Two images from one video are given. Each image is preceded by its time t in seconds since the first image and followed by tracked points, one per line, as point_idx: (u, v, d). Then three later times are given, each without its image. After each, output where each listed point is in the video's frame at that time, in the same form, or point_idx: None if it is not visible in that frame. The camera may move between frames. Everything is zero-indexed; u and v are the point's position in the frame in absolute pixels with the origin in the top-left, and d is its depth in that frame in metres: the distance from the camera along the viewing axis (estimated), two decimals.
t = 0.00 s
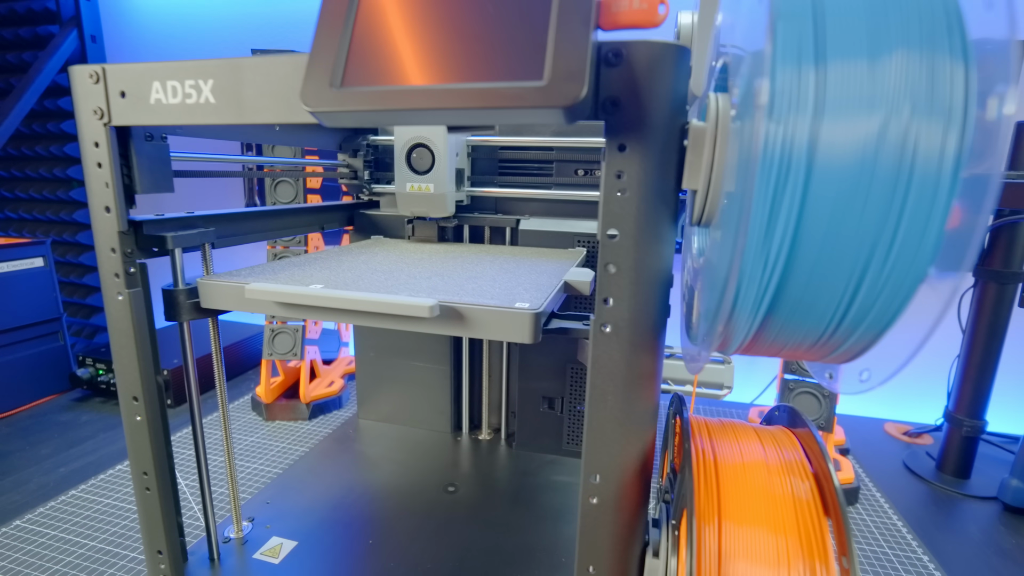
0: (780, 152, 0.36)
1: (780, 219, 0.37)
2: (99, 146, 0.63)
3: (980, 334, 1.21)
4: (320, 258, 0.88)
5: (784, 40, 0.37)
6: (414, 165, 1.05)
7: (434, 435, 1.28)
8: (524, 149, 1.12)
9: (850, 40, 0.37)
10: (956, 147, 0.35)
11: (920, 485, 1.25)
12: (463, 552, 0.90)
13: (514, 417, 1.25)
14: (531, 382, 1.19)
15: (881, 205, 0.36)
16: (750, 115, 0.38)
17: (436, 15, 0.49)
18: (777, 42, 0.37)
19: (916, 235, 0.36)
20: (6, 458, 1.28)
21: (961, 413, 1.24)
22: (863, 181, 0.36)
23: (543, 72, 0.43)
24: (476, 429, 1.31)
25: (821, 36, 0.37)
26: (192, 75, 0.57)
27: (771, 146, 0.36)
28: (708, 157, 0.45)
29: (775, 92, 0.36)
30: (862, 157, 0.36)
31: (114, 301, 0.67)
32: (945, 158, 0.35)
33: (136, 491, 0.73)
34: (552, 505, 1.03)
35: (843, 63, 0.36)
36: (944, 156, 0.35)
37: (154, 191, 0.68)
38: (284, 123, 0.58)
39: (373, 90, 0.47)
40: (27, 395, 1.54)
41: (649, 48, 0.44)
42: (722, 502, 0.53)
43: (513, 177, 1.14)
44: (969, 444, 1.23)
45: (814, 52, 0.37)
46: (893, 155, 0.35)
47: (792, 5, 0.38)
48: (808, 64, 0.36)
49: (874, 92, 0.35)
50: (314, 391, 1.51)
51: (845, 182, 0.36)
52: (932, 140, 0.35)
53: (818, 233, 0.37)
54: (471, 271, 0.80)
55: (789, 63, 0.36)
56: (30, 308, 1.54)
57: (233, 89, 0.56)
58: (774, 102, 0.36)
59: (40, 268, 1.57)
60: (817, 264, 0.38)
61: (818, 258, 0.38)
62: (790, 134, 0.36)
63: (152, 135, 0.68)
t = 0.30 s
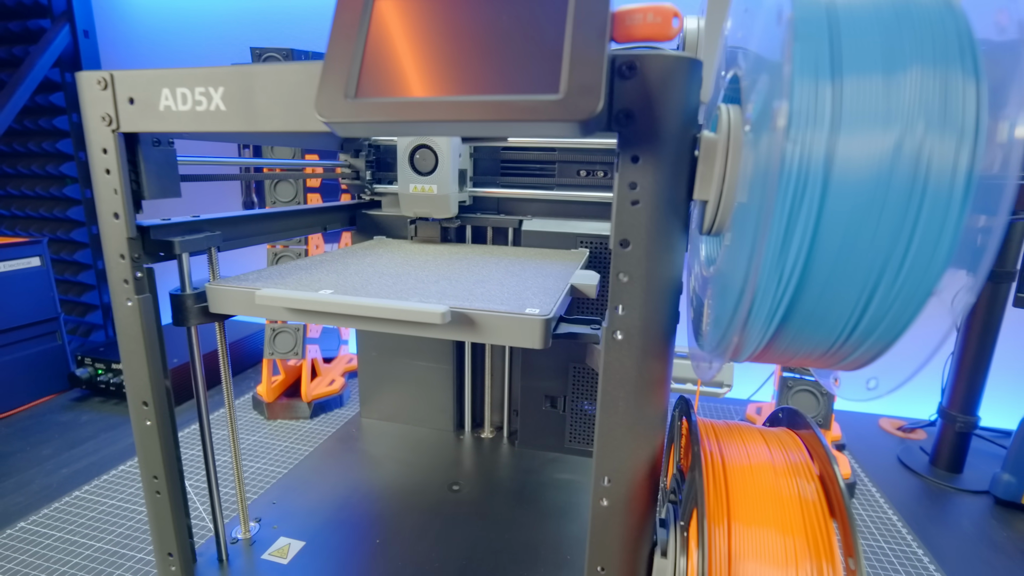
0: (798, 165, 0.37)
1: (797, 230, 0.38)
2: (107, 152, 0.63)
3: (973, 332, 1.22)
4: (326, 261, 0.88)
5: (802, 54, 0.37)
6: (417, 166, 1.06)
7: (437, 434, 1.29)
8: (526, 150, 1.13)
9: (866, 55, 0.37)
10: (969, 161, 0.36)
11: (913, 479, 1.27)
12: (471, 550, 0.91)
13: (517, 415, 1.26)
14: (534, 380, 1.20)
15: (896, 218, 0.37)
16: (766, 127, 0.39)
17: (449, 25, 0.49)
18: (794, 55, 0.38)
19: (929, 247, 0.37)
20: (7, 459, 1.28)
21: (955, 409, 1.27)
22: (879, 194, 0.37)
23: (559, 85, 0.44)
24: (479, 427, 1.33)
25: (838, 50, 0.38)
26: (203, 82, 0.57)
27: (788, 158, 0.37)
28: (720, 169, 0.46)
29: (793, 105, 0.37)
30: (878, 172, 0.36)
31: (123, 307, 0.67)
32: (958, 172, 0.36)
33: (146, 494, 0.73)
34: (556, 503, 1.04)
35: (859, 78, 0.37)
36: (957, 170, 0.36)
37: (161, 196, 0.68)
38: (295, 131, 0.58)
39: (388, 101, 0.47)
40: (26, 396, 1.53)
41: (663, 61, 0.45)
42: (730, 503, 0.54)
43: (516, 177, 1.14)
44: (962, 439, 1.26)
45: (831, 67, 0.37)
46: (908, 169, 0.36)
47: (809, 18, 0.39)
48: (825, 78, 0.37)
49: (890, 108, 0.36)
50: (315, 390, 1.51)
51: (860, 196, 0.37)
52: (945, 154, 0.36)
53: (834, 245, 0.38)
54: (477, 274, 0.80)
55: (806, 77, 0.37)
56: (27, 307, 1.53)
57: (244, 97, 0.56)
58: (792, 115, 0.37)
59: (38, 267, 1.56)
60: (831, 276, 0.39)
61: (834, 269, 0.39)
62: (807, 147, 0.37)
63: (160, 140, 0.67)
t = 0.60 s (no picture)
0: (811, 178, 0.38)
1: (809, 242, 0.39)
2: (114, 158, 0.63)
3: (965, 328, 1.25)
4: (331, 263, 0.89)
5: (816, 69, 0.38)
6: (419, 167, 1.06)
7: (439, 432, 1.31)
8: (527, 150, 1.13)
9: (876, 71, 0.38)
10: (976, 176, 0.37)
11: (905, 473, 1.30)
12: (477, 547, 0.92)
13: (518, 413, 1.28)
14: (535, 379, 1.21)
15: (906, 230, 0.38)
16: (779, 140, 0.40)
17: (461, 35, 0.49)
18: (807, 69, 0.38)
19: (937, 258, 0.38)
20: (7, 461, 1.27)
21: (946, 404, 1.29)
22: (889, 207, 0.38)
23: (572, 97, 0.44)
24: (480, 425, 1.34)
25: (849, 65, 0.39)
26: (212, 89, 0.57)
27: (802, 171, 0.38)
28: (728, 179, 0.47)
29: (807, 120, 0.37)
30: (888, 185, 0.37)
31: (131, 313, 0.67)
32: (966, 186, 0.37)
33: (156, 498, 0.74)
34: (559, 500, 1.06)
35: (869, 92, 0.38)
36: (965, 184, 0.37)
37: (168, 202, 0.68)
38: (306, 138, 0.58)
39: (401, 113, 0.47)
40: (23, 396, 1.52)
41: (674, 75, 0.46)
42: (737, 503, 0.55)
43: (517, 178, 1.15)
44: (953, 434, 1.29)
45: (843, 81, 0.38)
46: (916, 182, 0.37)
47: (821, 32, 0.39)
48: (838, 92, 0.38)
49: (899, 123, 0.37)
50: (315, 388, 1.52)
51: (871, 208, 0.38)
52: (953, 169, 0.37)
53: (846, 255, 0.39)
54: (482, 277, 0.81)
55: (819, 90, 0.38)
56: (23, 308, 1.52)
57: (254, 105, 0.56)
58: (805, 129, 0.38)
59: (33, 267, 1.55)
60: (841, 286, 0.40)
61: (845, 279, 0.40)
62: (819, 161, 0.38)
63: (166, 145, 0.67)
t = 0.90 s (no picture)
0: (821, 189, 0.39)
1: (818, 251, 0.40)
2: (122, 166, 0.63)
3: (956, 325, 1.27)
4: (335, 265, 0.89)
5: (825, 85, 0.39)
6: (420, 168, 1.06)
7: (440, 430, 1.32)
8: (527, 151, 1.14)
9: (882, 86, 0.40)
10: (978, 189, 0.38)
11: (897, 466, 1.33)
12: (481, 545, 0.94)
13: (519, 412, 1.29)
14: (536, 378, 1.22)
15: (911, 241, 0.40)
16: (789, 152, 0.41)
17: (472, 42, 0.49)
18: (816, 85, 0.39)
19: (941, 268, 0.40)
20: (7, 462, 1.27)
21: (938, 400, 1.32)
22: (895, 217, 0.39)
23: (583, 110, 0.45)
24: (481, 423, 1.35)
25: (856, 80, 0.40)
26: (221, 97, 0.57)
27: (812, 183, 0.39)
28: (735, 190, 0.48)
29: (817, 133, 0.39)
30: (894, 197, 0.39)
31: (140, 318, 0.67)
32: (968, 198, 0.38)
33: (165, 501, 0.74)
34: (560, 497, 1.07)
35: (875, 107, 0.39)
36: (967, 196, 0.38)
37: (174, 207, 0.69)
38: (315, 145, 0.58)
39: (412, 124, 0.48)
40: (21, 397, 1.52)
41: (682, 88, 0.46)
42: (741, 502, 0.57)
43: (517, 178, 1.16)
44: (944, 428, 1.31)
45: (850, 95, 0.39)
46: (922, 194, 0.39)
47: (829, 47, 0.40)
48: (845, 107, 0.39)
49: (905, 137, 0.39)
50: (315, 387, 1.53)
51: (879, 219, 0.39)
52: (957, 182, 0.38)
53: (853, 265, 0.40)
54: (486, 279, 0.82)
55: (828, 105, 0.39)
56: (19, 308, 1.52)
57: (263, 112, 0.57)
58: (814, 142, 0.39)
59: (29, 267, 1.54)
60: (848, 294, 0.41)
61: (852, 288, 0.41)
62: (829, 173, 0.39)
63: (173, 151, 0.67)
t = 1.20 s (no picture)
0: (829, 201, 0.40)
1: (826, 260, 0.41)
2: (130, 172, 0.63)
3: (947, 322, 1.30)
4: (338, 268, 0.90)
5: (832, 101, 0.40)
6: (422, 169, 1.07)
7: (441, 428, 1.33)
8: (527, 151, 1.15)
9: (886, 101, 0.41)
10: (977, 202, 0.40)
11: (889, 460, 1.36)
12: (486, 543, 0.95)
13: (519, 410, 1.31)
14: (536, 376, 1.24)
15: (914, 251, 0.41)
16: (797, 164, 0.42)
17: (483, 54, 0.50)
18: (824, 100, 0.41)
19: (942, 277, 0.41)
20: (8, 463, 1.27)
21: (930, 395, 1.34)
22: (899, 229, 0.40)
23: (594, 122, 0.46)
24: (481, 420, 1.37)
25: (862, 95, 0.41)
26: (230, 105, 0.58)
27: (820, 195, 0.40)
28: (740, 200, 0.49)
29: (825, 147, 0.40)
30: (898, 209, 0.40)
31: (148, 323, 0.68)
32: (968, 210, 0.40)
33: (174, 503, 0.75)
34: (562, 494, 1.09)
35: (880, 122, 0.40)
36: (967, 208, 0.40)
37: (181, 212, 0.69)
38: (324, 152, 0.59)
39: (424, 135, 0.49)
40: (18, 397, 1.51)
41: (689, 100, 0.47)
42: (744, 500, 0.59)
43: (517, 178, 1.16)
44: (935, 423, 1.34)
45: (856, 110, 0.40)
46: (925, 206, 0.40)
47: (835, 62, 0.42)
48: (851, 122, 0.40)
49: (908, 151, 0.40)
50: (315, 385, 1.53)
51: (884, 229, 0.41)
52: (958, 194, 0.40)
53: (858, 275, 0.42)
54: (490, 281, 0.83)
55: (835, 119, 0.40)
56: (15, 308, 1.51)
57: (273, 120, 0.57)
58: (822, 155, 0.40)
59: (25, 267, 1.53)
60: (853, 302, 0.43)
61: (856, 297, 0.43)
62: (836, 186, 0.40)
63: (180, 156, 0.68)
